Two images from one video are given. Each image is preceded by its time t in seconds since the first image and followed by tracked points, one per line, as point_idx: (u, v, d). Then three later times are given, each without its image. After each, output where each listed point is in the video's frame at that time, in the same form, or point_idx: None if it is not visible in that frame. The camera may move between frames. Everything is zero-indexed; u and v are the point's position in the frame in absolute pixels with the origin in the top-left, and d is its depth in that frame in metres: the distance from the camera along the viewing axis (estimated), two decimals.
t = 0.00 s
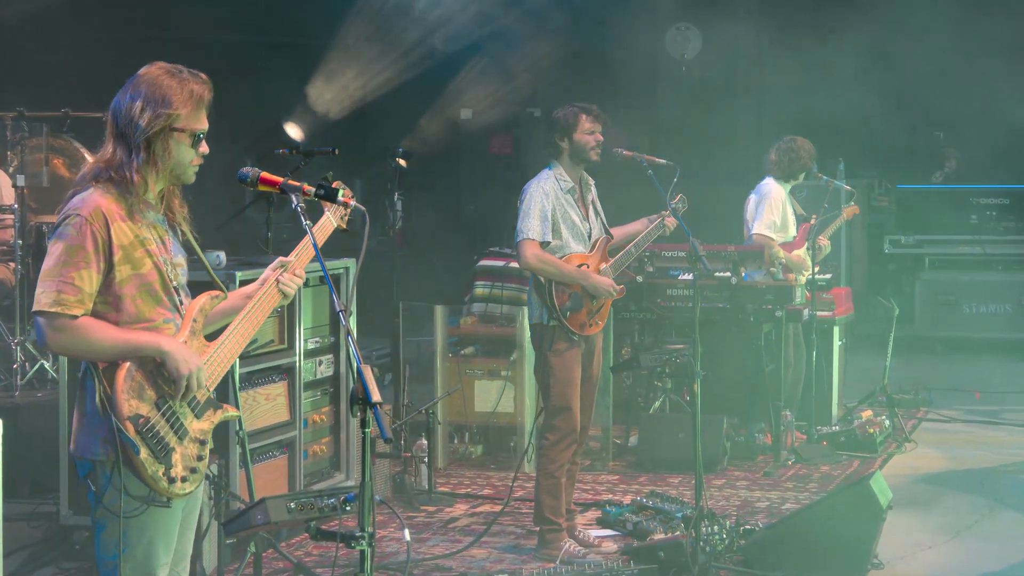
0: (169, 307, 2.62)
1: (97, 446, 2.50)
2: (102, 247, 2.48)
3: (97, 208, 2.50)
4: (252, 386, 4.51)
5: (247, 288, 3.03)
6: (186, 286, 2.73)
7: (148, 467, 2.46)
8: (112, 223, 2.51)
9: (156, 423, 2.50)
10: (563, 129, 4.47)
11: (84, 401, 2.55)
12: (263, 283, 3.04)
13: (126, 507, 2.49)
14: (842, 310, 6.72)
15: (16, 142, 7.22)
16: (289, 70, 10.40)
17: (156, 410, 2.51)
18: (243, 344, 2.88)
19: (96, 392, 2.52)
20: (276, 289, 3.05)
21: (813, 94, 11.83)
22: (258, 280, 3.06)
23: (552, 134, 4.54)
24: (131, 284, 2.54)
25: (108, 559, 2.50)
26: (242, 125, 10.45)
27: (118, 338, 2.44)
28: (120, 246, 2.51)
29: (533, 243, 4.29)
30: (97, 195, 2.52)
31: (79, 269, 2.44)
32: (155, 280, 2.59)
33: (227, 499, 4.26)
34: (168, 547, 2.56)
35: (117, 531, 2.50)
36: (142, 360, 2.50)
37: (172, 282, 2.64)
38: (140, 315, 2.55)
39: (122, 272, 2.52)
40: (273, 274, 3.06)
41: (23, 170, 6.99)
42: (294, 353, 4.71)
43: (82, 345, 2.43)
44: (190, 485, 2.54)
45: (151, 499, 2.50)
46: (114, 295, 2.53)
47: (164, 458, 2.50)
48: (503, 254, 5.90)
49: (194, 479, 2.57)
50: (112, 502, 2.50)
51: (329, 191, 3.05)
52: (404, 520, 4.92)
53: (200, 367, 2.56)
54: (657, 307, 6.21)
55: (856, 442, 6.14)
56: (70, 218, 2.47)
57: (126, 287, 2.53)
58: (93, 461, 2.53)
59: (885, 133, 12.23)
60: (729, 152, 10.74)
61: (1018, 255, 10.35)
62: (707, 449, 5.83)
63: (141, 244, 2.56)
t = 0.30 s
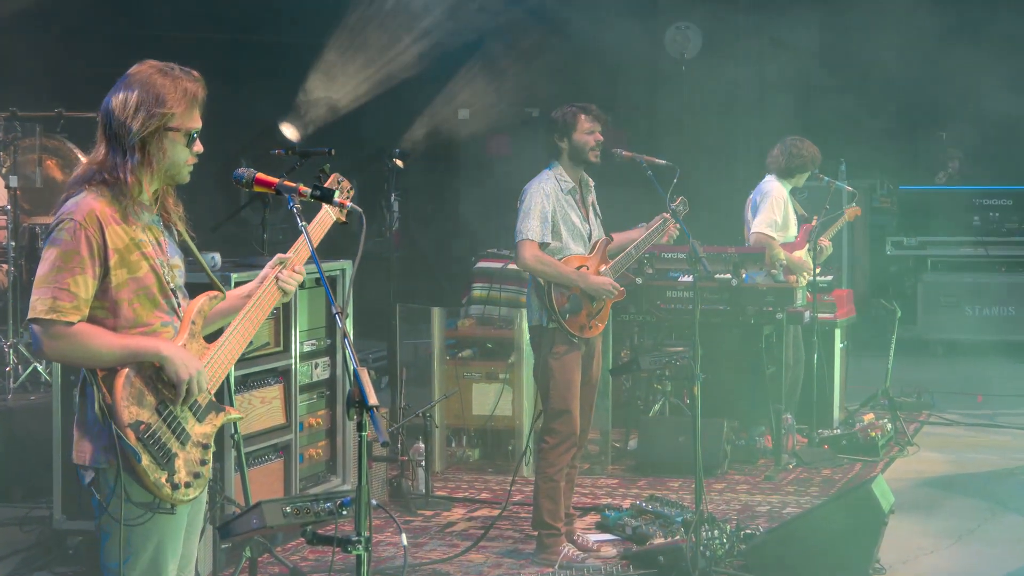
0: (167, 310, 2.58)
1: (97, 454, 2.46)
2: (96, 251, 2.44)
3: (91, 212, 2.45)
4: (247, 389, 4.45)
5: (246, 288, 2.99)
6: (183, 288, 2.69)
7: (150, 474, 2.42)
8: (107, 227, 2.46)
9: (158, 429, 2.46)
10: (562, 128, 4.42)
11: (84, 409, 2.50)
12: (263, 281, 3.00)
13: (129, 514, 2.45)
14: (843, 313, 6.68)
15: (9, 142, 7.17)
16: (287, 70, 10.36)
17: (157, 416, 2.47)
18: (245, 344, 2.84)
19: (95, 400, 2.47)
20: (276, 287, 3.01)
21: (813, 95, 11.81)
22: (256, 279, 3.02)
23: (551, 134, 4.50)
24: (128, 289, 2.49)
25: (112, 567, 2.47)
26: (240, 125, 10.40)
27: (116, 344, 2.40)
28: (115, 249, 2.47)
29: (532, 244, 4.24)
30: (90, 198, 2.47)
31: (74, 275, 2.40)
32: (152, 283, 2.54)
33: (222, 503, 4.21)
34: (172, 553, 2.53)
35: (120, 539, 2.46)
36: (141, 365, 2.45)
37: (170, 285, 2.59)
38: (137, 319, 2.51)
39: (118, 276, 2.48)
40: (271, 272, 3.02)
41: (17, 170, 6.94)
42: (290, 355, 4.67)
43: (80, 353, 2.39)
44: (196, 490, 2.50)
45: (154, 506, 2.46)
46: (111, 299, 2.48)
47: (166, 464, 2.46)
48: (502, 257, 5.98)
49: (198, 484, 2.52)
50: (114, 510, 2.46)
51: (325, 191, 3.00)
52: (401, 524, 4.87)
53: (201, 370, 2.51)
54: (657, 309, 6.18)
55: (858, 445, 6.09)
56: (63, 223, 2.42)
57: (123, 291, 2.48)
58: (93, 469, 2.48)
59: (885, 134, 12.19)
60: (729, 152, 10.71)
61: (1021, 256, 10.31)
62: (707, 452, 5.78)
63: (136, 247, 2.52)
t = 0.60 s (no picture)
0: (164, 312, 2.54)
1: (95, 459, 2.42)
2: (93, 254, 2.39)
3: (88, 215, 2.40)
4: (243, 391, 4.40)
5: (243, 288, 2.94)
6: (180, 289, 2.64)
7: (150, 479, 2.38)
8: (104, 230, 2.41)
9: (158, 434, 2.41)
10: (562, 129, 4.38)
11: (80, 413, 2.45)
12: (260, 280, 2.95)
13: (128, 520, 2.41)
14: (845, 315, 6.64)
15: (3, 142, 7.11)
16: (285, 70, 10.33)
17: (157, 420, 2.42)
18: (244, 344, 2.79)
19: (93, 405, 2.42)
20: (274, 287, 2.97)
21: (814, 95, 11.76)
22: (253, 279, 2.97)
23: (550, 135, 4.45)
24: (125, 292, 2.45)
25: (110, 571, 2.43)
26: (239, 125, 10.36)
27: (114, 348, 2.35)
28: (112, 252, 2.42)
29: (530, 245, 4.20)
30: (87, 201, 2.42)
31: (71, 279, 2.35)
32: (150, 286, 2.50)
33: (218, 507, 4.16)
34: (170, 557, 2.50)
35: (118, 543, 2.42)
36: (140, 369, 2.40)
37: (167, 287, 2.55)
38: (135, 322, 2.46)
39: (116, 280, 2.43)
40: (269, 271, 2.97)
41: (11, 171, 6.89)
42: (286, 358, 4.62)
43: (78, 358, 2.33)
44: (196, 494, 2.46)
45: (153, 510, 2.42)
46: (108, 303, 2.43)
47: (167, 468, 2.42)
48: (501, 257, 5.95)
49: (199, 489, 2.48)
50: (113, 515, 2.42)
51: (322, 193, 2.96)
52: (398, 528, 4.83)
53: (201, 373, 2.46)
54: (657, 311, 6.14)
55: (860, 449, 6.05)
56: (60, 226, 2.36)
57: (121, 295, 2.44)
58: (91, 474, 2.44)
59: (886, 134, 12.16)
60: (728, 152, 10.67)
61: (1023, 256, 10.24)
62: (707, 455, 5.73)
63: (134, 249, 2.47)
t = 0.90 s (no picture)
0: (163, 314, 2.49)
1: (91, 462, 2.36)
2: (93, 255, 2.34)
3: (88, 215, 2.35)
4: (238, 394, 4.35)
5: (240, 291, 2.89)
6: (178, 291, 2.60)
7: (150, 481, 2.34)
8: (104, 230, 2.37)
9: (157, 437, 2.38)
10: (561, 129, 4.33)
11: (77, 415, 2.40)
12: (257, 283, 2.91)
13: (125, 523, 2.36)
14: (847, 317, 6.60)
15: None
16: (283, 70, 10.29)
17: (156, 422, 2.39)
18: (241, 347, 2.76)
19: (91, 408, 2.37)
20: (271, 290, 2.92)
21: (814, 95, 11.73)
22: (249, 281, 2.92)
23: (549, 134, 4.41)
24: (125, 293, 2.40)
25: None
26: (237, 126, 10.31)
27: (114, 350, 2.30)
28: (112, 253, 2.37)
29: (529, 247, 4.15)
30: (86, 201, 2.37)
31: (70, 280, 2.30)
32: (150, 287, 2.45)
33: (212, 512, 4.10)
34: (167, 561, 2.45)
35: (114, 548, 2.37)
36: (139, 371, 2.36)
37: (166, 288, 2.50)
38: (134, 324, 2.41)
39: (115, 281, 2.38)
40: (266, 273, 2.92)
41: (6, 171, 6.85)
42: (282, 360, 4.57)
43: (77, 361, 2.29)
44: (194, 498, 2.43)
45: (151, 514, 2.38)
46: (107, 304, 2.39)
47: (166, 471, 2.38)
48: (499, 259, 6.03)
49: (198, 491, 2.45)
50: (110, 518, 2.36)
51: (318, 194, 2.91)
52: (395, 532, 4.78)
53: (200, 375, 2.43)
54: (656, 313, 6.10)
55: (861, 452, 6.01)
56: (59, 226, 2.32)
57: (120, 296, 2.39)
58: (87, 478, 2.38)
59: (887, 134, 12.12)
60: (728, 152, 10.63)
61: None
62: (707, 458, 5.68)
63: (133, 250, 2.43)
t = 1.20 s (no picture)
0: (160, 313, 2.44)
1: (87, 463, 2.32)
2: (90, 254, 2.30)
3: (85, 213, 2.30)
4: (233, 396, 4.30)
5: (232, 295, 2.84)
6: (175, 290, 2.55)
7: (148, 482, 2.29)
8: (102, 229, 2.32)
9: (156, 437, 2.33)
10: (559, 128, 4.29)
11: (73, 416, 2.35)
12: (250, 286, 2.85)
13: (122, 525, 2.32)
14: (847, 318, 6.57)
15: None
16: (281, 69, 10.24)
17: (154, 423, 2.34)
18: (237, 347, 2.71)
19: (88, 408, 2.32)
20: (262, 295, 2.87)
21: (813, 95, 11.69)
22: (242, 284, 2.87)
23: (548, 134, 4.37)
24: (122, 292, 2.35)
25: None
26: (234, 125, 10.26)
27: (112, 349, 2.26)
28: (110, 252, 2.33)
29: (527, 248, 4.11)
30: (84, 199, 2.33)
31: (67, 278, 2.25)
32: (148, 287, 2.40)
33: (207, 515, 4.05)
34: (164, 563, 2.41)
35: (111, 549, 2.33)
36: (138, 370, 2.31)
37: (164, 288, 2.46)
38: (132, 324, 2.37)
39: (113, 280, 2.34)
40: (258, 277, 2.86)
41: None
42: (277, 362, 4.52)
43: (74, 360, 2.24)
44: (193, 499, 2.39)
45: (149, 516, 2.33)
46: (105, 304, 2.34)
47: (164, 472, 2.34)
48: (496, 261, 5.93)
49: (196, 493, 2.41)
50: (107, 520, 2.32)
51: (313, 195, 2.87)
52: (391, 536, 4.74)
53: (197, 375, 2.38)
54: (655, 314, 6.04)
55: (862, 454, 5.96)
56: (56, 224, 2.27)
57: (118, 296, 2.34)
58: (83, 480, 2.33)
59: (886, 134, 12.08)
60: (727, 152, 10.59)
61: None
62: (706, 461, 5.64)
63: (131, 249, 2.38)
